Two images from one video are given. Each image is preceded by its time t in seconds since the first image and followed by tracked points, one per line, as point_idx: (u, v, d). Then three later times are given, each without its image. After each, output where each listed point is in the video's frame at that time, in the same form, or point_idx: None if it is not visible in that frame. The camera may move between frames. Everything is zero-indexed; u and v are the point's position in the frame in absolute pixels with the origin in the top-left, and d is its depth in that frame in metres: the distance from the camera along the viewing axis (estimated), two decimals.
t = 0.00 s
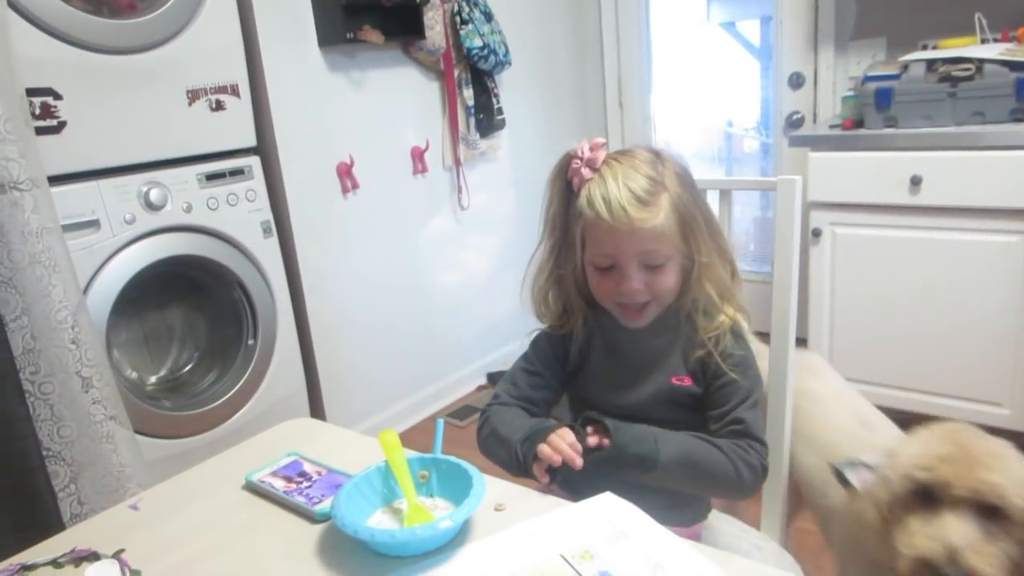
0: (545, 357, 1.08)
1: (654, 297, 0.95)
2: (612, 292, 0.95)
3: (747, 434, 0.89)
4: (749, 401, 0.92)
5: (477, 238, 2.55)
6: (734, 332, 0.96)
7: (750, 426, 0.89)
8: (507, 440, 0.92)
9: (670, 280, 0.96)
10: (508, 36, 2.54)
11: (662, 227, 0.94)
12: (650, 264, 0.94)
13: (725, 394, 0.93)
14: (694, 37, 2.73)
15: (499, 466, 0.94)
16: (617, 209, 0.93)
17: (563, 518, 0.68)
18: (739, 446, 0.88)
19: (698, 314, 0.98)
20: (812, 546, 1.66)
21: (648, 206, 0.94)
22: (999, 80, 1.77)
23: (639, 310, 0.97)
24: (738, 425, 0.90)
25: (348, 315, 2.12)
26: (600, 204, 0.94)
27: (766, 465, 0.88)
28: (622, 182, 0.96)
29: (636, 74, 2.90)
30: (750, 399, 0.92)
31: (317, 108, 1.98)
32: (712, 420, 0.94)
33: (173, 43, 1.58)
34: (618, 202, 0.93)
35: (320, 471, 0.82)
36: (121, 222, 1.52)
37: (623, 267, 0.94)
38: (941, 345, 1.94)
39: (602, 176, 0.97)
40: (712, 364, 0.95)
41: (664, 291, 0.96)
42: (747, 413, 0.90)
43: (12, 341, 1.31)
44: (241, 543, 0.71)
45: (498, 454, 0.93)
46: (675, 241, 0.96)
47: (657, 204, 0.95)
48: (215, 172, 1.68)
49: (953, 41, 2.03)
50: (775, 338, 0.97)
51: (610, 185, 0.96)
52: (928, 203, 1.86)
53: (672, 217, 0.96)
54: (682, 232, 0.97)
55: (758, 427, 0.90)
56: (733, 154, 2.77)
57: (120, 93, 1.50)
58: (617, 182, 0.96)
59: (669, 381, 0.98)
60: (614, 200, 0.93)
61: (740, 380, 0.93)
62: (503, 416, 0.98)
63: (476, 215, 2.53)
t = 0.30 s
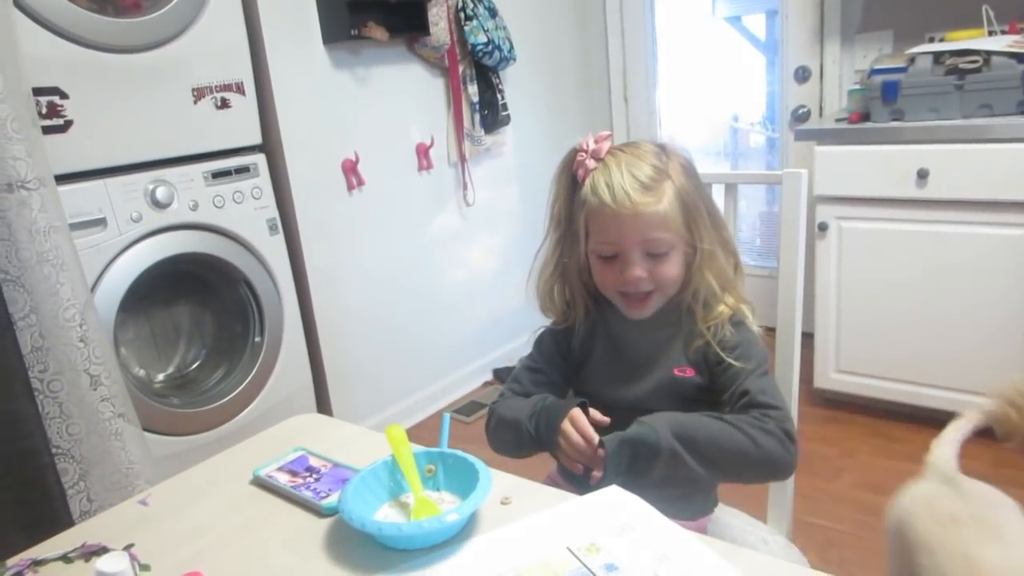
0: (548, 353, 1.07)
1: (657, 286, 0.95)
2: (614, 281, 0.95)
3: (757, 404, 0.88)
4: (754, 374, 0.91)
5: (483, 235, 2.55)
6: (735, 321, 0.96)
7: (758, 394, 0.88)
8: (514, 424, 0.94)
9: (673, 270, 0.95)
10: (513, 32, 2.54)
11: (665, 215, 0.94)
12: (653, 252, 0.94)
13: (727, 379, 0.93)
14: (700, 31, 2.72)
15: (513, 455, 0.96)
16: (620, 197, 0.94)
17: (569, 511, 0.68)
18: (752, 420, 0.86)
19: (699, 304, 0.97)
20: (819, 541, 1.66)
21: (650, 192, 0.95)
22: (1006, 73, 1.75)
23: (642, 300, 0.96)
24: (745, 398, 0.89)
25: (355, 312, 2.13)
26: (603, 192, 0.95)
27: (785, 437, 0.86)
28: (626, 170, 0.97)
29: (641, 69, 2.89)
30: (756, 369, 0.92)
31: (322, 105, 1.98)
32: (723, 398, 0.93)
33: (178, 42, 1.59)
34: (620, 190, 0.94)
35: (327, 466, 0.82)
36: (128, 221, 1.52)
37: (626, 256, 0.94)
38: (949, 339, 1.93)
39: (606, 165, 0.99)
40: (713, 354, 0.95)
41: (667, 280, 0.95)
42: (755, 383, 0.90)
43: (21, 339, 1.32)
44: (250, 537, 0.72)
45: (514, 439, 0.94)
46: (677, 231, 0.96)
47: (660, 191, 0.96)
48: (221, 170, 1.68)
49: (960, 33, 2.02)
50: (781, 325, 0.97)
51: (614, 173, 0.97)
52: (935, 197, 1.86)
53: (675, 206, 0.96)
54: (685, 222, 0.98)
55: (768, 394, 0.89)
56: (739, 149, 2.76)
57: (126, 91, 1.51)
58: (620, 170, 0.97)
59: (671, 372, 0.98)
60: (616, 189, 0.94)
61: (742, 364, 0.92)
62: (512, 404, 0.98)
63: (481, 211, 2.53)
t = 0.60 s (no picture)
0: (547, 336, 1.07)
1: (647, 264, 0.95)
2: (605, 261, 0.96)
3: (760, 383, 0.89)
4: (756, 354, 0.91)
5: (479, 222, 2.55)
6: (732, 297, 0.96)
7: (761, 373, 0.89)
8: (520, 404, 0.95)
9: (662, 247, 0.95)
10: (506, 17, 2.52)
11: (649, 193, 0.94)
12: (640, 231, 0.94)
13: (730, 354, 0.93)
14: (695, 13, 2.71)
15: (519, 438, 0.97)
16: (602, 176, 0.94)
17: (564, 490, 0.68)
18: (752, 398, 0.87)
19: (691, 281, 0.97)
20: (818, 520, 1.67)
21: (632, 171, 0.95)
22: (1001, 51, 1.75)
23: (633, 278, 0.97)
24: (748, 375, 0.90)
25: (352, 300, 2.13)
26: (586, 173, 0.95)
27: (784, 413, 0.87)
28: (608, 151, 0.97)
29: (636, 52, 2.88)
30: (757, 349, 0.92)
31: (315, 94, 1.97)
32: (723, 375, 0.94)
33: (168, 32, 1.58)
34: (601, 170, 0.94)
35: (322, 449, 0.83)
36: (123, 213, 1.52)
37: (613, 236, 0.94)
38: (945, 318, 1.94)
39: (590, 147, 0.99)
40: (712, 332, 0.95)
41: (657, 258, 0.95)
42: (757, 361, 0.90)
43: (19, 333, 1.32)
44: (251, 523, 0.72)
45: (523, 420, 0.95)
46: (664, 208, 0.96)
47: (644, 169, 0.96)
48: (215, 160, 1.68)
49: (955, 11, 2.01)
50: (775, 302, 0.97)
51: (597, 155, 0.97)
52: (931, 176, 1.86)
53: (659, 183, 0.96)
54: (671, 199, 0.97)
55: (770, 372, 0.90)
56: (736, 132, 2.76)
57: (117, 82, 1.50)
58: (603, 151, 0.97)
59: (671, 350, 0.97)
60: (598, 169, 0.95)
61: (742, 339, 0.92)
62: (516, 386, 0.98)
63: (477, 198, 2.53)
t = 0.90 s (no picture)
0: (546, 328, 1.08)
1: (640, 263, 0.95)
2: (598, 260, 0.96)
3: (736, 410, 0.89)
4: (743, 373, 0.91)
5: (481, 215, 2.55)
6: (726, 304, 0.96)
7: (742, 400, 0.89)
8: (504, 390, 0.95)
9: (654, 247, 0.95)
10: (517, 11, 2.53)
11: (641, 193, 0.94)
12: (633, 231, 0.94)
13: (718, 365, 0.93)
14: (706, 16, 2.71)
15: (505, 424, 0.97)
16: (595, 175, 0.94)
17: (553, 482, 0.68)
18: (721, 423, 0.88)
19: (690, 286, 0.96)
20: (806, 526, 1.67)
21: (625, 169, 0.96)
22: (1009, 64, 1.75)
23: (626, 277, 0.97)
24: (729, 399, 0.90)
25: (351, 287, 2.13)
26: (580, 171, 0.96)
27: (747, 442, 0.88)
28: (602, 150, 0.98)
29: (645, 52, 2.88)
30: (745, 370, 0.91)
31: (323, 79, 1.97)
32: (705, 389, 0.93)
33: (179, 10, 1.58)
34: (594, 169, 0.95)
35: (314, 431, 0.83)
36: (126, 187, 1.52)
37: (606, 235, 0.94)
38: (941, 331, 1.95)
39: (585, 147, 1.00)
40: (706, 338, 0.94)
41: (650, 257, 0.95)
42: (741, 386, 0.90)
43: (18, 301, 1.32)
44: (241, 498, 0.72)
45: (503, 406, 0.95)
46: (656, 208, 0.96)
47: (636, 168, 0.96)
48: (221, 140, 1.68)
49: (964, 24, 2.02)
50: (772, 308, 0.97)
51: (591, 154, 0.98)
52: (933, 187, 1.86)
53: (651, 182, 0.97)
54: (665, 199, 0.98)
55: (751, 402, 0.90)
56: (741, 136, 2.77)
57: (126, 58, 1.50)
58: (597, 151, 0.98)
59: (665, 353, 0.97)
60: (591, 168, 0.95)
61: (732, 350, 0.92)
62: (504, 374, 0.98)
63: (480, 190, 2.53)
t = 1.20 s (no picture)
0: (537, 331, 1.08)
1: (631, 265, 0.95)
2: (590, 263, 0.95)
3: (727, 409, 0.89)
4: (734, 372, 0.90)
5: (480, 213, 2.55)
6: (717, 301, 0.95)
7: (732, 399, 0.89)
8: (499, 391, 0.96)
9: (644, 248, 0.95)
10: (516, 9, 2.52)
11: (628, 194, 0.94)
12: (622, 233, 0.94)
13: (708, 365, 0.92)
14: (705, 12, 2.71)
15: (504, 425, 0.97)
16: (581, 178, 0.94)
17: (551, 483, 0.68)
18: (709, 423, 0.87)
19: (679, 284, 0.96)
20: (805, 522, 1.68)
21: (612, 172, 0.95)
22: (1007, 60, 1.75)
23: (618, 279, 0.96)
24: (719, 398, 0.89)
25: (350, 286, 2.13)
26: (567, 174, 0.96)
27: (737, 442, 0.87)
28: (588, 153, 0.97)
29: (643, 49, 2.88)
30: (736, 369, 0.91)
31: (321, 77, 1.97)
32: (695, 390, 0.93)
33: (176, 9, 1.58)
34: (580, 171, 0.95)
35: (312, 433, 0.83)
36: (124, 187, 1.52)
37: (595, 237, 0.94)
38: (939, 326, 1.95)
39: (570, 150, 0.99)
40: (695, 337, 0.94)
41: (641, 258, 0.95)
42: (731, 385, 0.90)
43: (16, 304, 1.32)
44: (239, 499, 0.72)
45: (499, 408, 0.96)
46: (644, 210, 0.96)
47: (622, 169, 0.96)
48: (218, 140, 1.68)
49: (963, 19, 2.01)
50: (770, 305, 0.97)
51: (576, 157, 0.97)
52: (932, 183, 1.86)
53: (638, 183, 0.96)
54: (653, 198, 0.98)
55: (742, 402, 0.89)
56: (740, 133, 2.76)
57: (123, 58, 1.50)
58: (583, 153, 0.98)
59: (655, 353, 0.96)
60: (577, 170, 0.95)
61: (723, 348, 0.92)
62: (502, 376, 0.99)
63: (478, 188, 2.53)
